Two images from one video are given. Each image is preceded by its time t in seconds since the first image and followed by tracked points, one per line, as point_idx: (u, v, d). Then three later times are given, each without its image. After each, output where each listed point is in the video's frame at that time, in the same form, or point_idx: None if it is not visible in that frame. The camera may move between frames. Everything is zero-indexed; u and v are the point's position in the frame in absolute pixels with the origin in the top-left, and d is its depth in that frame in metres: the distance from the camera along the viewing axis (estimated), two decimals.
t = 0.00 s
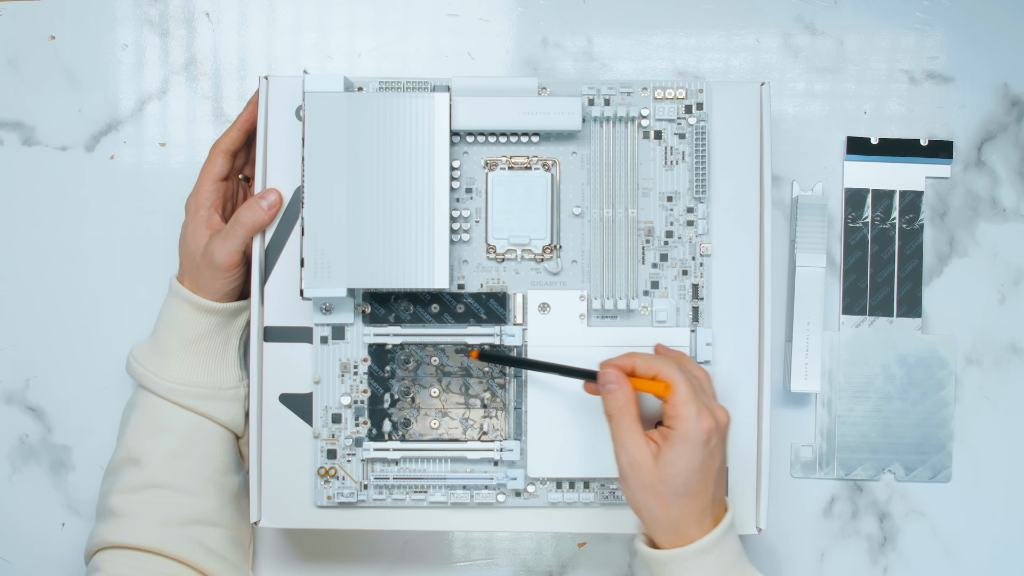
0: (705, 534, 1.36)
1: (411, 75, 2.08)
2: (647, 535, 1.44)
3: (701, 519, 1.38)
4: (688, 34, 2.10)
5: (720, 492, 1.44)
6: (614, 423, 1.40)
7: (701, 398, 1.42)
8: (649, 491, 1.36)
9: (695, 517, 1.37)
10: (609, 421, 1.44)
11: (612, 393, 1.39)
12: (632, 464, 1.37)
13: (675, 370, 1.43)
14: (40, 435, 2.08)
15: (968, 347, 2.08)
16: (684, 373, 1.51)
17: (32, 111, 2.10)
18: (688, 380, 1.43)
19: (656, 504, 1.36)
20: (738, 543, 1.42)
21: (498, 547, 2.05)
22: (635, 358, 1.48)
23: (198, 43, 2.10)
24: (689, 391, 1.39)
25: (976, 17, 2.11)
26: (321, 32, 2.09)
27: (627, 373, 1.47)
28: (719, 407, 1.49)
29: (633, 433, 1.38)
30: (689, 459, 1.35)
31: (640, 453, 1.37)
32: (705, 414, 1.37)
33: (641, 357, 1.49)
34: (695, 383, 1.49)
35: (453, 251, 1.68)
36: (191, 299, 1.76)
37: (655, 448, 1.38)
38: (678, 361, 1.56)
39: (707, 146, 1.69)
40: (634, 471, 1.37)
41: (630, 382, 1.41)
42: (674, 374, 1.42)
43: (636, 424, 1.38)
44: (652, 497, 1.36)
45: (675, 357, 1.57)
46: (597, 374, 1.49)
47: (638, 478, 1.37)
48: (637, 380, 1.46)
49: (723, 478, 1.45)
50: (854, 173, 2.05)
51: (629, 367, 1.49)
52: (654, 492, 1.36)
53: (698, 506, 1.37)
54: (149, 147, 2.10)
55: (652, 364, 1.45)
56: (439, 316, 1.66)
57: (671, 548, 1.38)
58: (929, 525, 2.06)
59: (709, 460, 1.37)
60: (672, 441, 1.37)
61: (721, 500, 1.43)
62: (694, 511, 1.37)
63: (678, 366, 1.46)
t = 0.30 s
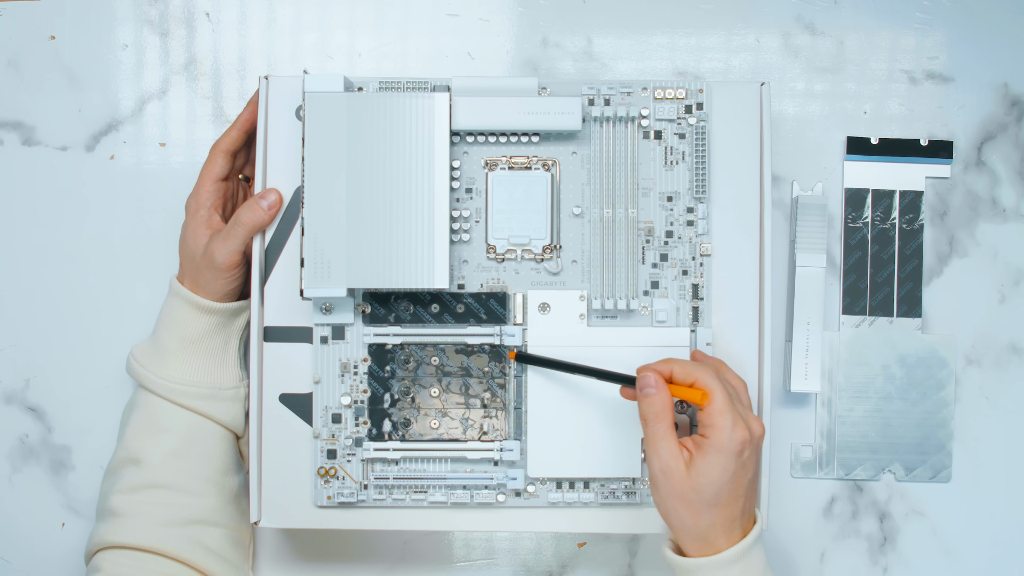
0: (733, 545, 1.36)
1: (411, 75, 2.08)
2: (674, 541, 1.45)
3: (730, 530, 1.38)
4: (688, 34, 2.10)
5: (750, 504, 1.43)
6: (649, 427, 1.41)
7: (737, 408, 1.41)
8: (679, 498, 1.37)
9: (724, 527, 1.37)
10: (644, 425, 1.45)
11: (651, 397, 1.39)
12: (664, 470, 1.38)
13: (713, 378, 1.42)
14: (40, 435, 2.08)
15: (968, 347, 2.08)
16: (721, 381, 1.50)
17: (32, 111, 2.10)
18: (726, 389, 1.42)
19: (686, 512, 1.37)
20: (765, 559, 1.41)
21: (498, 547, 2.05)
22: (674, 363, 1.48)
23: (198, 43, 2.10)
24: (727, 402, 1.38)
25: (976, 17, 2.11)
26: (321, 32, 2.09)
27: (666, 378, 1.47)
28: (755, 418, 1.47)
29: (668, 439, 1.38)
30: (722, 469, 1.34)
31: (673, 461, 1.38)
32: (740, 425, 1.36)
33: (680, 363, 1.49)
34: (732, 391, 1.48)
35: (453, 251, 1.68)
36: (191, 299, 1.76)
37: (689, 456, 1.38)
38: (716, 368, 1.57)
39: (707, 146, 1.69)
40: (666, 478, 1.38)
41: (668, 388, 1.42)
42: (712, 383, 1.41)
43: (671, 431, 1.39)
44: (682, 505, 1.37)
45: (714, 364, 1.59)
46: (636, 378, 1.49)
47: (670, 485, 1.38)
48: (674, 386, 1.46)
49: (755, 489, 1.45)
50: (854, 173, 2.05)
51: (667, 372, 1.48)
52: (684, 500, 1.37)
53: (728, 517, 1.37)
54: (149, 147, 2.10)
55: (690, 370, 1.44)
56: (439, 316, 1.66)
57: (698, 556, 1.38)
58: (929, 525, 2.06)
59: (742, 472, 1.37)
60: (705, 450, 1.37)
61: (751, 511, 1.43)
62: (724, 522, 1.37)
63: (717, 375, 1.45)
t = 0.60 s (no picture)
0: (739, 550, 1.37)
1: (411, 75, 2.08)
2: (679, 544, 1.45)
3: (737, 535, 1.38)
4: (688, 34, 2.10)
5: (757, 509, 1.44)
6: (660, 432, 1.40)
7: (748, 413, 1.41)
8: (688, 503, 1.36)
9: (731, 532, 1.38)
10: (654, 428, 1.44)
11: (664, 401, 1.37)
12: (674, 475, 1.37)
13: (725, 384, 1.42)
14: (40, 435, 2.08)
15: (968, 347, 2.08)
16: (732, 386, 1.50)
17: (32, 111, 2.10)
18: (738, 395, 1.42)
19: (694, 517, 1.37)
20: (771, 564, 1.41)
21: (498, 547, 2.05)
22: (685, 367, 1.48)
23: (198, 43, 2.10)
24: (738, 408, 1.38)
25: (976, 17, 2.11)
26: (320, 32, 2.09)
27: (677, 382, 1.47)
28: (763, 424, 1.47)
29: (679, 444, 1.38)
30: (731, 475, 1.34)
31: (684, 466, 1.37)
32: (751, 432, 1.36)
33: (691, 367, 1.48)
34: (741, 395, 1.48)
35: (453, 251, 1.68)
36: (191, 299, 1.76)
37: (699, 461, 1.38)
38: (725, 371, 1.57)
39: (707, 146, 1.69)
40: (675, 482, 1.37)
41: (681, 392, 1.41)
42: (724, 389, 1.41)
43: (682, 436, 1.38)
44: (690, 510, 1.36)
45: (723, 365, 1.59)
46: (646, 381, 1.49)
47: (678, 489, 1.37)
48: (686, 390, 1.46)
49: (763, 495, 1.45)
50: (854, 173, 2.05)
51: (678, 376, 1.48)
52: (692, 505, 1.36)
53: (735, 522, 1.37)
54: (149, 147, 2.10)
55: (701, 375, 1.44)
56: (439, 316, 1.66)
57: (704, 559, 1.39)
58: (929, 525, 2.06)
59: (750, 478, 1.37)
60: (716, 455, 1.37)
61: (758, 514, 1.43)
62: (731, 527, 1.37)
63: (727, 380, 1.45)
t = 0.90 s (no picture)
0: (720, 549, 1.36)
1: (411, 75, 2.08)
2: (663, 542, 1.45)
3: (718, 535, 1.37)
4: (688, 34, 2.10)
5: (741, 509, 1.42)
6: (640, 432, 1.39)
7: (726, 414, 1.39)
8: (666, 504, 1.36)
9: (711, 532, 1.37)
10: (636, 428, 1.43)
11: (645, 401, 1.37)
12: (652, 476, 1.36)
13: (705, 384, 1.40)
14: (40, 435, 2.08)
15: (968, 347, 2.08)
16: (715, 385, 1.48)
17: (32, 111, 2.10)
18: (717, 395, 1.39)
19: (672, 517, 1.36)
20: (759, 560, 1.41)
21: (498, 547, 2.05)
22: (667, 367, 1.47)
23: (198, 43, 2.10)
24: (716, 409, 1.36)
25: (976, 17, 2.11)
26: (320, 32, 2.09)
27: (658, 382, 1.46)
28: (746, 423, 1.44)
29: (658, 445, 1.37)
30: (707, 477, 1.32)
31: (662, 466, 1.36)
32: (727, 433, 1.34)
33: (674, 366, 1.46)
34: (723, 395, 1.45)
35: (453, 251, 1.68)
36: (191, 299, 1.76)
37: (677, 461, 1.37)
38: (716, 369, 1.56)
39: (707, 146, 1.69)
40: (653, 483, 1.37)
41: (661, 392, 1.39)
42: (702, 390, 1.38)
43: (661, 437, 1.37)
44: (668, 510, 1.36)
45: (716, 362, 1.58)
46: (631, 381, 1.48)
47: (657, 490, 1.36)
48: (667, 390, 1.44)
49: (747, 495, 1.43)
50: (854, 173, 2.05)
51: (659, 376, 1.47)
52: (671, 506, 1.36)
53: (715, 522, 1.36)
54: (149, 147, 2.10)
55: (681, 375, 1.43)
56: (439, 316, 1.66)
57: (685, 558, 1.39)
58: (929, 525, 2.06)
59: (728, 479, 1.35)
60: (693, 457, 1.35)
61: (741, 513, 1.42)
62: (711, 527, 1.36)
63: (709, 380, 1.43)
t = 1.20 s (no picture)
0: (709, 548, 1.35)
1: (411, 75, 2.08)
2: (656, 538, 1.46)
3: (708, 534, 1.36)
4: (688, 34, 2.10)
5: (734, 508, 1.40)
6: (628, 431, 1.39)
7: (714, 415, 1.37)
8: (652, 502, 1.36)
9: (700, 531, 1.36)
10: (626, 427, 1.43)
11: (633, 400, 1.37)
12: (639, 475, 1.37)
13: (693, 384, 1.37)
14: (40, 435, 2.08)
15: (968, 347, 2.08)
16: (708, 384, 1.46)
17: (32, 111, 2.10)
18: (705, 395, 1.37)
19: (660, 515, 1.37)
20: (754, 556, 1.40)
21: (498, 547, 2.05)
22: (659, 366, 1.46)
23: (198, 43, 2.10)
24: (703, 410, 1.34)
25: (976, 17, 2.11)
26: (320, 32, 2.09)
27: (648, 381, 1.45)
28: (739, 423, 1.40)
29: (645, 444, 1.36)
30: (692, 478, 1.31)
31: (649, 465, 1.36)
32: (713, 435, 1.31)
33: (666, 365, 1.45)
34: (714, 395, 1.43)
35: (453, 251, 1.68)
36: (191, 299, 1.76)
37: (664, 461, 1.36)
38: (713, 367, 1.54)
39: (707, 146, 1.68)
40: (640, 481, 1.37)
41: (650, 392, 1.38)
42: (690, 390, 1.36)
43: (648, 436, 1.36)
44: (655, 509, 1.36)
45: (711, 360, 1.56)
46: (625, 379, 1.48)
47: (644, 489, 1.37)
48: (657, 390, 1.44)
49: (742, 495, 1.41)
50: (854, 173, 2.05)
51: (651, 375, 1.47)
52: (657, 504, 1.36)
53: (703, 522, 1.35)
54: (149, 147, 2.10)
55: (670, 375, 1.42)
56: (439, 316, 1.66)
57: (674, 555, 1.39)
58: (929, 524, 2.06)
59: (715, 481, 1.33)
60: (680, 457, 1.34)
61: (734, 512, 1.40)
62: (700, 527, 1.35)
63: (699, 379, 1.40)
